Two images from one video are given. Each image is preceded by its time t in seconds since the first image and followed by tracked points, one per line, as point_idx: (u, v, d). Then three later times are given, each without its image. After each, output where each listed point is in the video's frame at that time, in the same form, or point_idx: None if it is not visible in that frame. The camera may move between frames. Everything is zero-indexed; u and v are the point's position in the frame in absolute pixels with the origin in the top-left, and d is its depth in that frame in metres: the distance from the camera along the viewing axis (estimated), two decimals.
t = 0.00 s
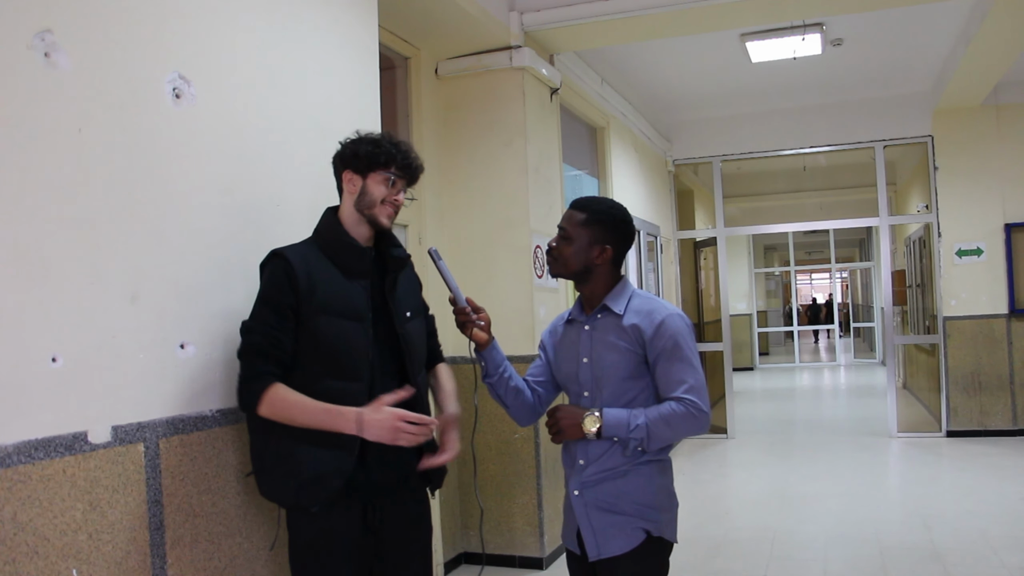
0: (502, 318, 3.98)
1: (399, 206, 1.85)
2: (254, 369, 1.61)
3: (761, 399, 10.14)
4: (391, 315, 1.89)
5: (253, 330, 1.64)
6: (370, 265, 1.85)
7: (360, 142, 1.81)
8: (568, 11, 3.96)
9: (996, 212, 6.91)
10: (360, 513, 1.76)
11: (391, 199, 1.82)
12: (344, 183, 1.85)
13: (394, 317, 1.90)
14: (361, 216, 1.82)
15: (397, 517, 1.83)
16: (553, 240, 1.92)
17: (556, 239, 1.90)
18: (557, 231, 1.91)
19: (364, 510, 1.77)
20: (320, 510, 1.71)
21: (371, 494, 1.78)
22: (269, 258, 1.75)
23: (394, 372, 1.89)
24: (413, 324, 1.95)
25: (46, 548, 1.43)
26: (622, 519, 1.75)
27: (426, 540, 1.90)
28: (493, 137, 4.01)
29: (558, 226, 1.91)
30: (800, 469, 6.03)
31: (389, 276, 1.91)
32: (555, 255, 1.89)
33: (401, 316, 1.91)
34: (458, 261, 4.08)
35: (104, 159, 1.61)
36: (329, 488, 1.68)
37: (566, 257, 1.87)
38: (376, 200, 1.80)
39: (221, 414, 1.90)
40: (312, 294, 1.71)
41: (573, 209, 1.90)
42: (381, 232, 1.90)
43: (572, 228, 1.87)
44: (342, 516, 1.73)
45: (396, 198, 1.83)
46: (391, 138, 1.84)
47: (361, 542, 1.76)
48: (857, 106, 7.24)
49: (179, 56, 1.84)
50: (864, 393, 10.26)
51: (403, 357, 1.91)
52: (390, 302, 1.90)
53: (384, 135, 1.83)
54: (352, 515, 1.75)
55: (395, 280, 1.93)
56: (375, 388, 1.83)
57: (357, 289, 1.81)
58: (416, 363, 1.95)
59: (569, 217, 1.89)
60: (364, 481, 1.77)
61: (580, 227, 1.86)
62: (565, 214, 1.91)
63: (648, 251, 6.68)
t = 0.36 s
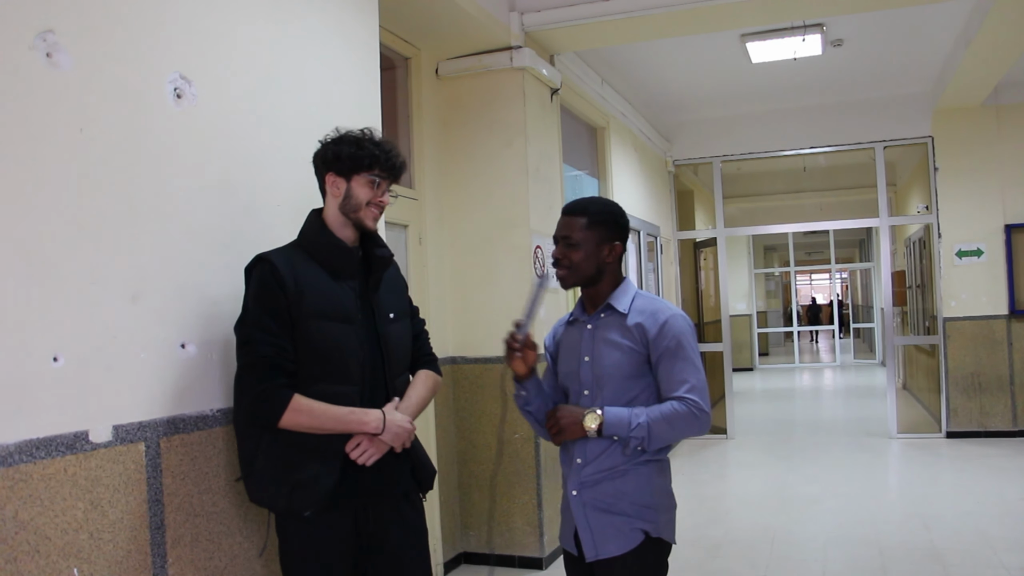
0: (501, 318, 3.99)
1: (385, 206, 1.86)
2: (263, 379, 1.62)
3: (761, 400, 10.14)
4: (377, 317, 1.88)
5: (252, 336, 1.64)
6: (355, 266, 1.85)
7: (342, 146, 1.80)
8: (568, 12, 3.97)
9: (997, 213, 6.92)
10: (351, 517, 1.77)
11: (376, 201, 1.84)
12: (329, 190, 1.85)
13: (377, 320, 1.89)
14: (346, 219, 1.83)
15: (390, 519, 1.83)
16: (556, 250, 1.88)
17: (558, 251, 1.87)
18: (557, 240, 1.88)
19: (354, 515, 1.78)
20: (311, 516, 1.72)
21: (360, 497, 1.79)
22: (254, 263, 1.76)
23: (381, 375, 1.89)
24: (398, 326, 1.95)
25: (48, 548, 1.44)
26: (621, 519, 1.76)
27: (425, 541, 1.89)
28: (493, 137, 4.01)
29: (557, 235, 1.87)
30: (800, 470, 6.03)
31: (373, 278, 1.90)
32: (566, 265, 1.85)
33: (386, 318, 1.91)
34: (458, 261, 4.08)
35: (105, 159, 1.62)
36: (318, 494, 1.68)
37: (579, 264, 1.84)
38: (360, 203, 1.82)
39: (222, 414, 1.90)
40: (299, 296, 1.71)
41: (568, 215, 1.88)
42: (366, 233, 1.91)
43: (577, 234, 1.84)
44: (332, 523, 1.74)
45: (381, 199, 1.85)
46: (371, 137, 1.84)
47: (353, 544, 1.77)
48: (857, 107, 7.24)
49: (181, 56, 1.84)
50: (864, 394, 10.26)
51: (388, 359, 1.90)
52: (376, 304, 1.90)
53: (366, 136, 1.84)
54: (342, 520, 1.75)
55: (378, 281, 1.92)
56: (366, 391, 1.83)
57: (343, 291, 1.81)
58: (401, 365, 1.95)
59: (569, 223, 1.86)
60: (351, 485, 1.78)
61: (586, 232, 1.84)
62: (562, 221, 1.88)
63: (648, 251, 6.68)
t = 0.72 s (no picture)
0: (502, 317, 3.99)
1: (379, 206, 1.86)
2: (265, 384, 1.63)
3: (761, 399, 10.14)
4: (377, 317, 1.88)
5: (250, 342, 1.65)
6: (354, 266, 1.84)
7: (336, 149, 1.79)
8: (568, 11, 3.97)
9: (996, 211, 6.92)
10: (355, 517, 1.77)
11: (371, 202, 1.83)
12: (324, 195, 1.83)
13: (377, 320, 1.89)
14: (343, 221, 1.83)
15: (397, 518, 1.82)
16: (563, 257, 1.85)
17: (570, 256, 1.83)
18: (562, 247, 1.84)
19: (357, 515, 1.78)
20: (313, 516, 1.72)
21: (366, 495, 1.79)
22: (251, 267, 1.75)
23: (381, 376, 1.89)
24: (397, 326, 1.95)
25: (49, 549, 1.44)
26: (631, 516, 1.75)
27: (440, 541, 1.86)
28: (493, 137, 4.01)
29: (562, 242, 1.84)
30: (801, 468, 6.03)
31: (372, 278, 1.90)
32: (583, 267, 1.84)
33: (386, 318, 1.91)
34: (458, 261, 4.08)
35: (107, 160, 1.62)
36: (320, 494, 1.68)
37: (594, 264, 1.84)
38: (356, 204, 1.82)
39: (222, 414, 1.90)
40: (296, 299, 1.71)
41: (564, 220, 1.85)
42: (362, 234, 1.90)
43: (588, 234, 1.82)
44: (335, 522, 1.75)
45: (375, 199, 1.84)
46: (362, 137, 1.83)
47: (358, 545, 1.77)
48: (857, 105, 7.24)
49: (182, 56, 1.84)
50: (864, 392, 10.26)
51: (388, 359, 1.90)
52: (375, 303, 1.90)
53: (356, 136, 1.82)
54: (345, 519, 1.76)
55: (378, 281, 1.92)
56: (367, 391, 1.83)
57: (341, 291, 1.81)
58: (401, 365, 1.95)
59: (573, 226, 1.83)
60: (355, 486, 1.78)
61: (594, 232, 1.83)
62: (560, 227, 1.85)
63: (648, 250, 6.68)
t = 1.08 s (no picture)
0: (502, 317, 3.98)
1: (403, 201, 1.85)
2: (291, 380, 1.64)
3: (761, 399, 10.14)
4: (403, 314, 1.86)
5: (277, 340, 1.66)
6: (378, 264, 1.84)
7: (355, 146, 1.81)
8: (567, 11, 3.97)
9: (997, 211, 6.91)
10: (379, 510, 1.76)
11: (392, 196, 1.82)
12: (349, 196, 1.86)
13: (404, 316, 1.87)
14: (366, 218, 1.83)
15: (419, 513, 1.82)
16: (583, 248, 1.83)
17: (592, 243, 1.83)
18: (582, 236, 1.83)
19: (381, 508, 1.76)
20: (338, 508, 1.71)
21: (391, 489, 1.78)
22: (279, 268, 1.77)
23: (408, 373, 1.88)
24: (425, 322, 1.93)
25: (48, 548, 1.44)
26: (654, 515, 1.73)
27: (457, 541, 1.86)
28: (494, 137, 4.01)
29: (582, 232, 1.83)
30: (801, 468, 6.03)
31: (399, 275, 1.88)
32: (606, 254, 1.83)
33: (413, 315, 1.89)
34: (459, 260, 4.09)
35: (107, 159, 1.62)
36: (345, 485, 1.69)
37: (614, 250, 1.85)
38: (377, 199, 1.81)
39: (221, 413, 1.90)
40: (322, 296, 1.71)
41: (575, 215, 1.86)
42: (391, 230, 1.89)
43: (603, 220, 1.86)
44: (361, 515, 1.73)
45: (398, 194, 1.83)
46: (380, 134, 1.83)
47: (381, 539, 1.75)
48: (857, 105, 7.24)
49: (182, 55, 1.84)
50: (864, 392, 10.25)
51: (415, 355, 1.88)
52: (403, 300, 1.88)
53: (373, 133, 1.83)
54: (368, 513, 1.74)
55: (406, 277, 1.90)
56: (392, 387, 1.83)
57: (367, 289, 1.81)
58: (430, 361, 1.93)
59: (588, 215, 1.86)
60: (381, 481, 1.77)
61: (606, 219, 1.87)
62: (575, 219, 1.85)
63: (648, 250, 6.68)
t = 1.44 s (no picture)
0: (502, 317, 3.98)
1: (433, 198, 1.82)
2: (322, 372, 1.66)
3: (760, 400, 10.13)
4: (436, 317, 1.82)
5: (308, 331, 1.69)
6: (413, 264, 1.81)
7: (386, 151, 1.85)
8: (568, 12, 3.97)
9: (996, 214, 6.92)
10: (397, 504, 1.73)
11: (418, 192, 1.80)
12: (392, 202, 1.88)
13: (437, 319, 1.82)
14: (396, 216, 1.82)
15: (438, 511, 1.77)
16: (637, 242, 1.69)
17: (648, 236, 1.69)
18: (638, 227, 1.69)
19: (400, 505, 1.73)
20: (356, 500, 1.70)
21: (408, 485, 1.75)
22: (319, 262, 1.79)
23: (437, 377, 1.84)
24: (462, 326, 1.86)
25: (44, 546, 1.43)
26: (695, 518, 1.63)
27: (471, 543, 1.82)
28: (495, 137, 4.01)
29: (638, 223, 1.68)
30: (800, 470, 6.03)
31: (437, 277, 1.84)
32: (660, 250, 1.70)
33: (448, 317, 1.83)
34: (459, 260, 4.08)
35: (106, 157, 1.62)
36: (363, 477, 1.68)
37: (670, 247, 1.71)
38: (403, 196, 1.81)
39: (219, 412, 1.90)
40: (354, 293, 1.71)
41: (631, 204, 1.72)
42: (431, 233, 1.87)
43: (660, 213, 1.72)
44: (378, 510, 1.71)
45: (424, 189, 1.81)
46: (405, 136, 1.85)
47: (399, 531, 1.73)
48: (858, 107, 7.24)
49: (182, 54, 1.84)
50: (862, 395, 10.26)
51: (446, 359, 1.83)
52: (438, 302, 1.83)
53: (403, 135, 1.86)
54: (386, 507, 1.71)
55: (442, 279, 1.85)
56: (419, 390, 1.79)
57: (401, 288, 1.78)
58: (468, 365, 1.87)
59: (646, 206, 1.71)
60: (399, 476, 1.74)
61: (664, 212, 1.72)
62: (631, 209, 1.71)
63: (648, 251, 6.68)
